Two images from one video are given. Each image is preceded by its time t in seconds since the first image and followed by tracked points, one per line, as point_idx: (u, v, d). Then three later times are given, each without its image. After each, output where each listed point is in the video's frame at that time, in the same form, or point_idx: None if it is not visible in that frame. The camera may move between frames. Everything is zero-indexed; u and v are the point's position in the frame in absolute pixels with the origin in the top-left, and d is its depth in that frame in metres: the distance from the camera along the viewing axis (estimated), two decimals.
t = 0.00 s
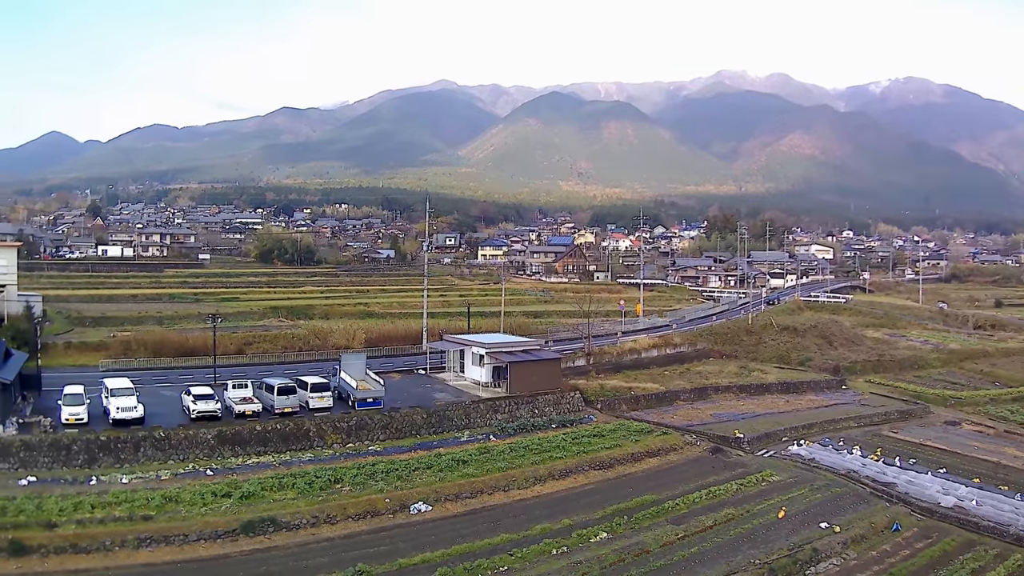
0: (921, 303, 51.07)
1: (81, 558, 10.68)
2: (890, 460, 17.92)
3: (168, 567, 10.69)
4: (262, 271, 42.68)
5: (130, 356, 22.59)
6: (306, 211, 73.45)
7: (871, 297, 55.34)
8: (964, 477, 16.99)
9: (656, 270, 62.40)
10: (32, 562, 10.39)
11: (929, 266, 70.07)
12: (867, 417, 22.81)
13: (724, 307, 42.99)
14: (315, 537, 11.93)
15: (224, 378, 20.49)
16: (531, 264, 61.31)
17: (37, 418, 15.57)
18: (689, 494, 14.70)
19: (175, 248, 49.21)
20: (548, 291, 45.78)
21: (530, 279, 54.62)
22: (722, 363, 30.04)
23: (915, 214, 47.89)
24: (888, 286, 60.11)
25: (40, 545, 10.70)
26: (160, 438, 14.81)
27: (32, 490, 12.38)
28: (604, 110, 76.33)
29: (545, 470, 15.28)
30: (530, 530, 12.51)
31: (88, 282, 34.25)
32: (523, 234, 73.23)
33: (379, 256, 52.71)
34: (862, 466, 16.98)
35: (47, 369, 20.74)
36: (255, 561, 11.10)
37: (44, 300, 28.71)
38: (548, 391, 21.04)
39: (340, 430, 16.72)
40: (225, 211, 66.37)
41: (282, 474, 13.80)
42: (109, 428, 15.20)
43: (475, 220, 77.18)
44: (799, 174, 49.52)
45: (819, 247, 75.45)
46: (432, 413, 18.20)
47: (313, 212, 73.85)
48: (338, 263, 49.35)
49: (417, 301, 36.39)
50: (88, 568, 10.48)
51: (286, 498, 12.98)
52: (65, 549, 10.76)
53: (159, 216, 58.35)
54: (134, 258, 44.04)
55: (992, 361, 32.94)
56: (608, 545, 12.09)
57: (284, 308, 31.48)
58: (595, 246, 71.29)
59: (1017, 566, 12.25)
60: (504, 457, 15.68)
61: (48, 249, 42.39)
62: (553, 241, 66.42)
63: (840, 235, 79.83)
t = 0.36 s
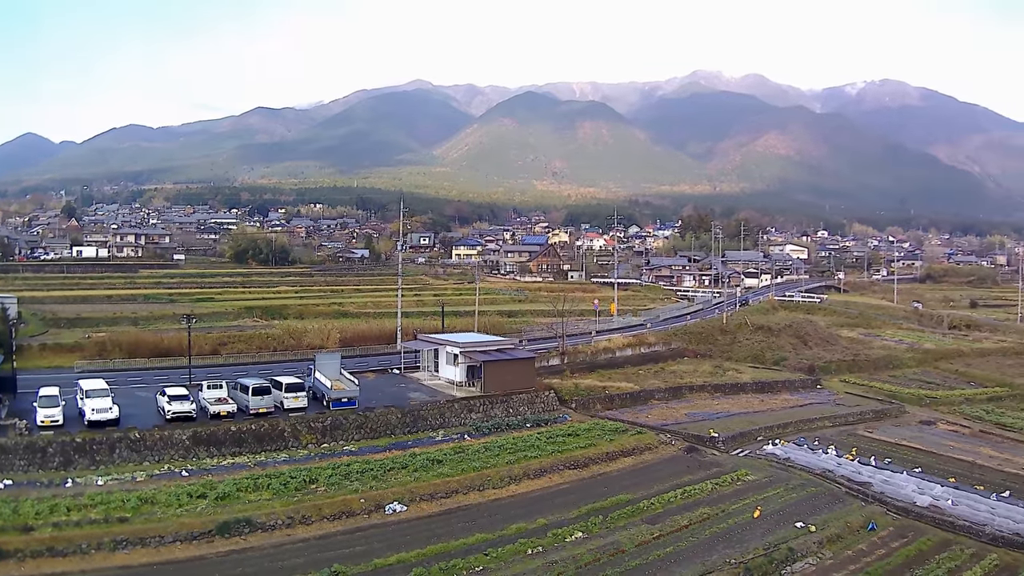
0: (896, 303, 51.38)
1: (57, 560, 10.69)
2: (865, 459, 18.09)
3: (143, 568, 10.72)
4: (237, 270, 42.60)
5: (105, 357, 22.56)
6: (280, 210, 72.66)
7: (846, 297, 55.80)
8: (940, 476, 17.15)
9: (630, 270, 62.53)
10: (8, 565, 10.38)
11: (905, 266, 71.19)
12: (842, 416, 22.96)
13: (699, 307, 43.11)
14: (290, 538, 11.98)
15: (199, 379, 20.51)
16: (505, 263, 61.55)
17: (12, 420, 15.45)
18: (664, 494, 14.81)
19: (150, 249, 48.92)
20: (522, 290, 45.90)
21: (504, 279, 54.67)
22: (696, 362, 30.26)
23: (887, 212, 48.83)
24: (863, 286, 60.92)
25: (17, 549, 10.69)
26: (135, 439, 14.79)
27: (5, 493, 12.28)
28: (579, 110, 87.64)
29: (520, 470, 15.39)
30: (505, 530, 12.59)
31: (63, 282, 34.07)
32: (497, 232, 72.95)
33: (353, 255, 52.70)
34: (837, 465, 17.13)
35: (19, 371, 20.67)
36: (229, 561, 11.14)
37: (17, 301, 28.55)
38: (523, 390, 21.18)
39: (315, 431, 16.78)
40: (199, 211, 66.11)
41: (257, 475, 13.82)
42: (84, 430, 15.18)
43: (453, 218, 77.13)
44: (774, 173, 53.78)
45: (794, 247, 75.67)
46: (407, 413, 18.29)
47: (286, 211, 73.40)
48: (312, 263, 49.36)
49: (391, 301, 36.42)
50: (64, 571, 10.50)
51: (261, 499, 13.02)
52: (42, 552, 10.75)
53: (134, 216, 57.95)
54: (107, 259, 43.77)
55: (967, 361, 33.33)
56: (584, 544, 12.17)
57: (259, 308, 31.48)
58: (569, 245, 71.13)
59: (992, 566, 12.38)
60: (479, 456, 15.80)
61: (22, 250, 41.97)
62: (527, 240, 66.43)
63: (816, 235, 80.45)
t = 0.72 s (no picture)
0: (870, 306, 51.72)
1: (33, 564, 10.70)
2: (839, 461, 18.41)
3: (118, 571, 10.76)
4: (212, 273, 42.54)
5: (80, 358, 22.56)
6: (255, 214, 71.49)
7: (820, 298, 56.16)
8: (916, 478, 17.51)
9: (604, 274, 62.75)
10: None
11: (880, 267, 71.92)
12: (817, 418, 23.30)
13: (673, 309, 43.29)
14: (265, 540, 12.08)
15: (174, 381, 20.58)
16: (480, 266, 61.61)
17: None
18: (638, 496, 14.98)
19: (124, 249, 48.50)
20: (495, 293, 46.00)
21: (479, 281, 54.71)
22: (670, 365, 30.48)
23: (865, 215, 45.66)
24: (838, 288, 61.46)
25: None
26: (109, 441, 14.83)
27: None
28: (555, 112, 91.74)
29: (494, 473, 15.58)
30: (480, 532, 12.79)
31: (37, 283, 33.85)
32: (471, 236, 72.00)
33: (327, 258, 52.64)
34: (812, 467, 17.45)
35: None
36: (205, 563, 11.22)
37: None
38: (498, 392, 21.35)
39: (289, 433, 16.89)
40: (174, 213, 65.60)
41: (232, 478, 13.91)
42: (61, 432, 15.23)
43: (426, 221, 76.45)
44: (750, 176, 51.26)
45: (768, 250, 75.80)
46: (381, 416, 18.41)
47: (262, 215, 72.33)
48: (286, 266, 49.29)
49: (365, 303, 36.50)
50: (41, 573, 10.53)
51: (235, 502, 13.11)
52: (16, 555, 10.77)
53: (108, 217, 57.75)
54: (82, 260, 43.57)
55: (942, 363, 33.77)
56: (559, 547, 12.34)
57: (233, 310, 31.53)
58: (543, 249, 71.02)
59: (968, 566, 12.72)
60: (453, 459, 15.99)
61: None
62: (500, 244, 66.51)
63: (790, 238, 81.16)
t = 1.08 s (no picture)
0: (845, 310, 51.88)
1: (6, 568, 10.69)
2: (814, 464, 18.62)
3: None
4: (185, 276, 42.49)
5: (53, 362, 22.58)
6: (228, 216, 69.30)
7: (793, 303, 56.37)
8: (890, 480, 17.72)
9: (578, 278, 62.53)
10: None
11: (855, 271, 71.05)
12: (791, 422, 23.50)
13: (647, 314, 43.45)
14: (239, 544, 12.12)
15: (148, 385, 20.63)
16: (452, 269, 61.51)
17: None
18: (613, 500, 15.08)
19: (99, 252, 48.21)
20: (468, 297, 46.10)
21: (453, 285, 54.86)
22: (644, 369, 30.62)
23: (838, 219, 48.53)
24: (812, 292, 61.63)
25: None
26: (83, 445, 14.81)
27: None
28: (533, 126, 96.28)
29: (469, 476, 15.66)
30: (454, 536, 12.83)
31: (9, 287, 33.69)
32: (443, 238, 71.48)
33: (301, 261, 52.53)
34: (786, 470, 17.62)
35: None
36: (178, 567, 11.25)
37: None
38: (473, 397, 21.37)
39: (263, 437, 16.90)
40: (147, 216, 65.30)
41: (206, 482, 13.94)
42: (37, 436, 15.25)
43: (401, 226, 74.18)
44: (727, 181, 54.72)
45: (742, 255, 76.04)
46: (354, 419, 18.45)
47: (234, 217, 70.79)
48: (260, 269, 49.20)
49: (340, 307, 36.61)
50: None
51: (209, 505, 13.12)
52: None
53: (83, 221, 57.47)
54: (59, 263, 43.24)
55: (917, 367, 34.08)
56: (533, 550, 12.42)
57: (207, 313, 31.55)
58: (516, 253, 70.10)
59: (943, 567, 12.95)
60: (426, 462, 16.06)
61: None
62: (475, 247, 66.51)
63: (765, 242, 81.77)
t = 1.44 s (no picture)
0: (820, 315, 52.14)
1: None
2: (789, 468, 18.89)
3: None
4: (160, 280, 42.35)
5: (26, 366, 22.73)
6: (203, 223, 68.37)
7: (768, 307, 56.65)
8: (865, 483, 18.02)
9: (550, 282, 63.26)
10: None
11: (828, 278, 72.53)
12: (765, 426, 23.75)
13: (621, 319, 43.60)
14: (214, 549, 12.22)
15: (122, 390, 20.64)
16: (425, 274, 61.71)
17: None
18: (586, 504, 15.24)
19: (77, 255, 47.83)
20: (440, 302, 46.28)
21: (428, 291, 55.00)
22: (618, 374, 30.83)
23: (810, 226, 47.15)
24: (786, 297, 61.94)
25: None
26: (58, 449, 14.77)
27: None
28: (504, 124, 94.48)
29: (444, 482, 15.85)
30: (428, 540, 12.96)
31: None
32: (416, 244, 72.08)
33: (275, 266, 52.52)
34: (760, 475, 17.90)
35: None
36: (154, 572, 11.32)
37: None
38: (446, 403, 21.54)
39: (237, 442, 16.94)
40: (124, 220, 64.82)
41: (180, 486, 13.98)
42: (12, 440, 15.24)
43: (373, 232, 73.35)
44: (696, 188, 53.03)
45: (716, 260, 76.48)
46: (328, 424, 18.54)
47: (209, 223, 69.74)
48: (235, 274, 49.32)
49: (314, 311, 36.98)
50: None
51: (184, 510, 13.19)
52: None
53: (61, 223, 56.87)
54: (21, 261, 42.42)
55: (891, 371, 34.49)
56: (508, 554, 12.55)
57: (181, 318, 31.59)
58: (491, 257, 72.12)
59: (918, 569, 13.24)
60: (399, 466, 16.23)
61: None
62: (448, 252, 67.00)
63: (738, 247, 82.59)
